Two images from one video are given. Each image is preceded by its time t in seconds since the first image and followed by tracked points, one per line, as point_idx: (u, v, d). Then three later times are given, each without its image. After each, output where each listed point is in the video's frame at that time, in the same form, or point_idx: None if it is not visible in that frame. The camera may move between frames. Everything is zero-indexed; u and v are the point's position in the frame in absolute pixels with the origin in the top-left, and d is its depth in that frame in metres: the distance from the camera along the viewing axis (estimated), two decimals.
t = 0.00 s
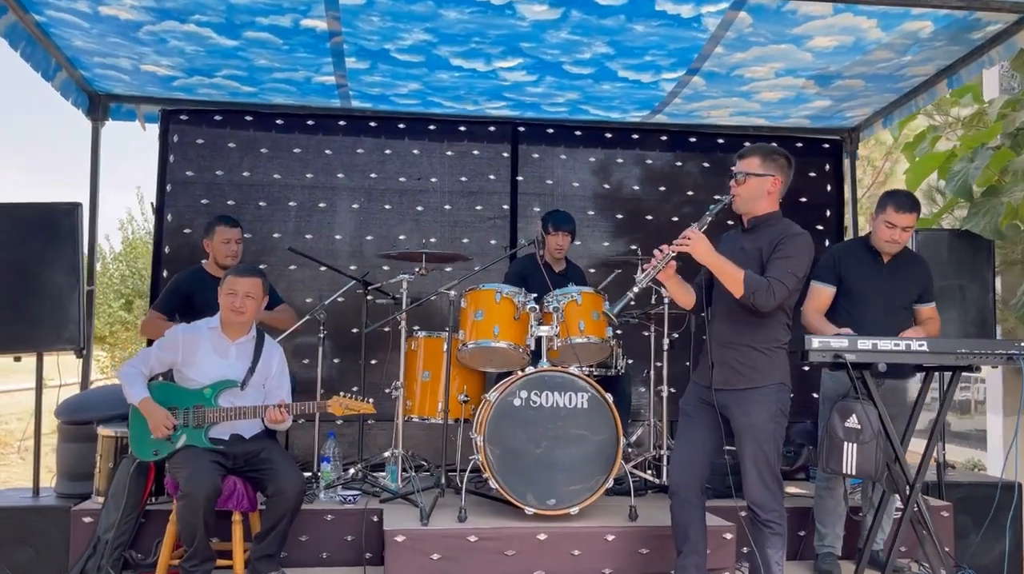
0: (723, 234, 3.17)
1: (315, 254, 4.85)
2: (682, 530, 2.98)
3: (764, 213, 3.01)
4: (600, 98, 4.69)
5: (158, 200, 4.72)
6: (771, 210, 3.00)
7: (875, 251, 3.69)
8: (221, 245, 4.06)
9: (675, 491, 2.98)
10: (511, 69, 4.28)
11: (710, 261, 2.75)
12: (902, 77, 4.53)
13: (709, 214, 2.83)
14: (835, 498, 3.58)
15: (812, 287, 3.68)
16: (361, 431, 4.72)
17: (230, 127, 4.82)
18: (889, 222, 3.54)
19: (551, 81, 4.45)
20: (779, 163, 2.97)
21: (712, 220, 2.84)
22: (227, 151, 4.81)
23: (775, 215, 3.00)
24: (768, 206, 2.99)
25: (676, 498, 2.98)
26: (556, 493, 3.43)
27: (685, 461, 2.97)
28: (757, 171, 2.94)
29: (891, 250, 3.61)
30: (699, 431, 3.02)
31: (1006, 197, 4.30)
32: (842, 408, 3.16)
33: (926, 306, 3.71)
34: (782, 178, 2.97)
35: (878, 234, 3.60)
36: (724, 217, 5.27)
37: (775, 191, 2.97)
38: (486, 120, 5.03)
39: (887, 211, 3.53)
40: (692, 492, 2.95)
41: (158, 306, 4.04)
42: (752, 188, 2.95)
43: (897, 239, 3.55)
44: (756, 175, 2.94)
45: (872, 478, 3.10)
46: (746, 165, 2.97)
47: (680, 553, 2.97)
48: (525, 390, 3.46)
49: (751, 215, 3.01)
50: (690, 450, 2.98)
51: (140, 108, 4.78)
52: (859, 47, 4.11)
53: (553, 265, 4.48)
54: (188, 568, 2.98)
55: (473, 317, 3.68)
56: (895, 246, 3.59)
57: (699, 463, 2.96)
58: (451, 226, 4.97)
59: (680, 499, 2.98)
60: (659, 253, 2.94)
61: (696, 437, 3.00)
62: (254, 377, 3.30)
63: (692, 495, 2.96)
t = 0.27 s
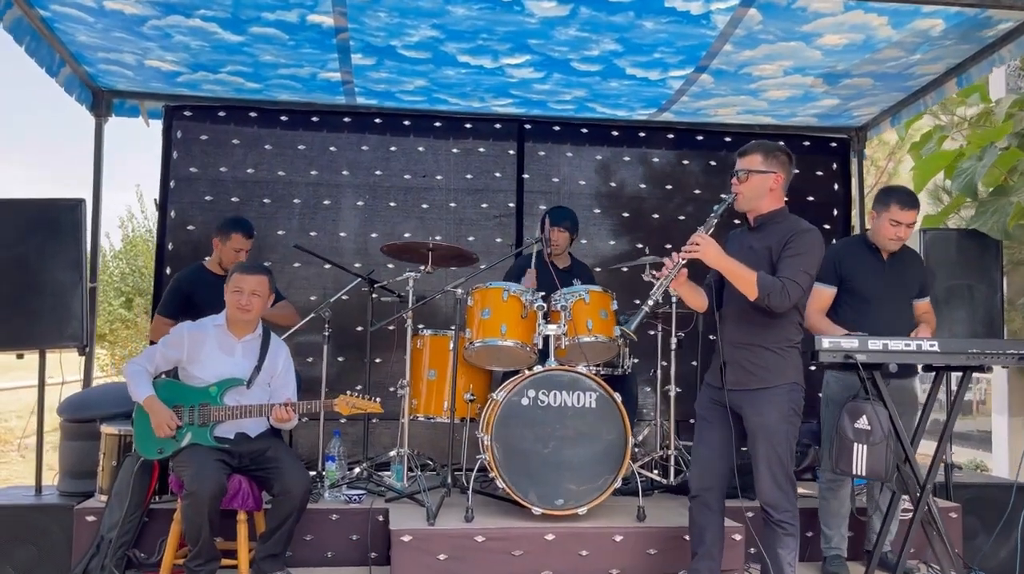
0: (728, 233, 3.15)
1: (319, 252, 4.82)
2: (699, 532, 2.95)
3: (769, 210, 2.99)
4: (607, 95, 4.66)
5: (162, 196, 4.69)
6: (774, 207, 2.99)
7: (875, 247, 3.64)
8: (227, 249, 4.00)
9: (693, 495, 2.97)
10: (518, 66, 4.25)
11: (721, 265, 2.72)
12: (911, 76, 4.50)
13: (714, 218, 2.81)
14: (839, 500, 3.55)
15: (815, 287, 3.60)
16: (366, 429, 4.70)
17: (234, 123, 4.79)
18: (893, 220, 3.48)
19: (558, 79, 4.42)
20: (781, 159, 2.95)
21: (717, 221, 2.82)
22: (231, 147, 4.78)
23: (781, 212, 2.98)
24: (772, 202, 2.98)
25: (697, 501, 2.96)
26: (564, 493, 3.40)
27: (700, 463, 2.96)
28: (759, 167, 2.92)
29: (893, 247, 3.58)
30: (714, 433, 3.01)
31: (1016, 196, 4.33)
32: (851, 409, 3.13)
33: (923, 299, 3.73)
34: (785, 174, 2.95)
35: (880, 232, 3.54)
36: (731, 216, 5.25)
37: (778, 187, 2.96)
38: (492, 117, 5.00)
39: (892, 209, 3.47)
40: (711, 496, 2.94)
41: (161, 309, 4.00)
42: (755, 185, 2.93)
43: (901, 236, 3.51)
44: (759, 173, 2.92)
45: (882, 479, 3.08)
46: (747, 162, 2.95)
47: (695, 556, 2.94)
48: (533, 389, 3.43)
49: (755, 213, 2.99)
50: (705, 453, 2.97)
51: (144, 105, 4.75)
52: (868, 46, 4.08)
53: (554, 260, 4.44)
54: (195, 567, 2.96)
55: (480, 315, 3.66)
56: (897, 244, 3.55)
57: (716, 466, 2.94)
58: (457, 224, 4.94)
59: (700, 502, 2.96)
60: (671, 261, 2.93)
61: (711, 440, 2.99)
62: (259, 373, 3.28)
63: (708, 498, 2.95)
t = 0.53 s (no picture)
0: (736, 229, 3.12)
1: (319, 248, 4.80)
2: (693, 530, 2.93)
3: (781, 209, 2.95)
4: (609, 92, 4.64)
5: (161, 192, 4.67)
6: (786, 205, 2.95)
7: (871, 246, 3.62)
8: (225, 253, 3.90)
9: (682, 491, 2.95)
10: (519, 62, 4.23)
11: (728, 257, 2.69)
12: (915, 72, 4.47)
13: (726, 209, 2.77)
14: (839, 498, 3.53)
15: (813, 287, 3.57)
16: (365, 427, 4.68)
17: (234, 119, 4.77)
18: (890, 222, 3.45)
19: (560, 75, 4.39)
20: (796, 157, 2.90)
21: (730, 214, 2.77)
22: (231, 143, 4.76)
23: (790, 210, 2.95)
24: (785, 200, 2.94)
25: (687, 497, 2.94)
26: (564, 491, 3.38)
27: (696, 460, 2.93)
28: (775, 165, 2.88)
29: (890, 247, 3.55)
30: (709, 430, 2.98)
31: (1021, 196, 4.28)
32: (855, 406, 3.13)
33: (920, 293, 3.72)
34: (800, 173, 2.91)
35: (877, 233, 3.51)
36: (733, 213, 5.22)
37: (793, 186, 2.91)
38: (493, 113, 4.98)
39: (888, 211, 3.44)
40: (703, 492, 2.92)
41: (157, 305, 3.98)
42: (772, 183, 2.88)
43: (898, 237, 3.49)
44: (776, 171, 2.87)
45: (884, 478, 3.05)
46: (763, 159, 2.90)
47: (691, 554, 2.92)
48: (534, 386, 3.41)
49: (766, 210, 2.96)
50: (701, 450, 2.94)
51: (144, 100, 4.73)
52: (872, 42, 4.06)
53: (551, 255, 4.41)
54: (191, 564, 2.94)
55: (480, 312, 3.64)
56: (894, 244, 3.53)
57: (707, 462, 2.92)
58: (457, 221, 4.92)
59: (690, 498, 2.95)
60: (675, 244, 2.87)
61: (707, 436, 2.96)
62: (259, 371, 3.25)
63: (702, 494, 2.93)
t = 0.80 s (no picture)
0: (725, 225, 3.08)
1: (314, 245, 4.77)
2: (693, 532, 2.89)
3: (771, 203, 2.93)
4: (607, 88, 4.60)
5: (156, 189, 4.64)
6: (775, 199, 2.92)
7: (868, 246, 3.57)
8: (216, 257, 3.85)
9: (687, 494, 2.91)
10: (516, 58, 4.19)
11: (726, 261, 2.64)
12: (917, 69, 4.42)
13: (716, 212, 2.73)
14: (837, 499, 3.49)
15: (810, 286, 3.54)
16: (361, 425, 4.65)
17: (230, 115, 4.74)
18: (887, 223, 3.41)
19: (558, 71, 4.35)
20: (782, 152, 2.86)
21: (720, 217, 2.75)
22: (226, 139, 4.73)
23: (781, 203, 2.92)
24: (775, 195, 2.91)
25: (691, 500, 2.90)
26: (559, 491, 3.34)
27: (697, 463, 2.89)
28: (760, 164, 2.84)
29: (888, 247, 3.50)
30: (709, 432, 2.94)
31: None
32: (852, 406, 3.09)
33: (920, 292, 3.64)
34: (787, 167, 2.88)
35: (874, 233, 3.47)
36: (732, 211, 5.18)
37: (781, 181, 2.89)
38: (490, 110, 4.94)
39: (885, 211, 3.39)
40: (705, 495, 2.88)
41: (148, 303, 3.95)
42: (759, 181, 2.85)
43: (895, 237, 3.44)
44: (762, 169, 2.84)
45: (882, 479, 3.01)
46: (748, 159, 2.86)
47: (690, 557, 2.88)
48: (528, 384, 3.37)
49: (757, 207, 2.93)
50: (697, 449, 2.90)
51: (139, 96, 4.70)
52: (873, 38, 4.01)
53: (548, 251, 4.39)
54: (180, 563, 2.92)
55: (474, 310, 3.60)
56: (892, 244, 3.48)
57: (711, 465, 2.89)
58: (454, 218, 4.88)
59: (694, 501, 2.90)
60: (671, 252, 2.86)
61: (708, 439, 2.92)
62: (250, 366, 3.23)
63: (704, 497, 2.89)
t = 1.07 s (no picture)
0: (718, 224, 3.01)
1: (308, 243, 4.73)
2: (679, 536, 2.84)
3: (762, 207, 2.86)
4: (604, 84, 4.54)
5: (149, 185, 4.61)
6: (769, 203, 2.85)
7: (869, 246, 3.50)
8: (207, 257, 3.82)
9: (669, 498, 2.85)
10: (510, 54, 4.13)
11: (718, 261, 2.58)
12: (920, 65, 4.35)
13: (709, 209, 2.66)
14: (833, 503, 3.42)
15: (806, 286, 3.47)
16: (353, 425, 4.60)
17: (223, 111, 4.71)
18: (888, 223, 3.33)
19: (553, 67, 4.30)
20: (783, 158, 2.79)
21: (713, 215, 2.67)
22: (219, 136, 4.69)
23: (774, 205, 2.85)
24: (767, 200, 2.85)
25: (674, 505, 2.85)
26: (549, 494, 3.29)
27: (680, 466, 2.84)
28: (759, 166, 2.77)
29: (888, 247, 3.42)
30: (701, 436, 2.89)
31: None
32: (848, 409, 3.00)
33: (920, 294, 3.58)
34: (785, 175, 2.80)
35: (875, 234, 3.39)
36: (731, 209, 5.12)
37: (776, 188, 2.82)
38: (486, 107, 4.89)
39: (886, 211, 3.31)
40: (688, 499, 2.82)
41: (138, 304, 3.90)
42: (755, 184, 2.79)
43: (897, 238, 3.35)
44: (760, 171, 2.77)
45: (879, 483, 2.94)
46: (748, 159, 2.79)
47: (676, 562, 2.83)
48: (517, 385, 3.32)
49: (748, 207, 2.86)
50: (687, 452, 2.85)
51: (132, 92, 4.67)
52: (873, 33, 3.93)
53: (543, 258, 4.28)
54: (162, 565, 2.88)
55: (466, 309, 3.55)
56: (893, 245, 3.40)
57: (695, 467, 2.83)
58: (449, 216, 4.83)
59: (678, 506, 2.84)
60: (664, 253, 2.78)
61: (693, 442, 2.86)
62: (236, 366, 3.18)
63: (688, 502, 2.83)
